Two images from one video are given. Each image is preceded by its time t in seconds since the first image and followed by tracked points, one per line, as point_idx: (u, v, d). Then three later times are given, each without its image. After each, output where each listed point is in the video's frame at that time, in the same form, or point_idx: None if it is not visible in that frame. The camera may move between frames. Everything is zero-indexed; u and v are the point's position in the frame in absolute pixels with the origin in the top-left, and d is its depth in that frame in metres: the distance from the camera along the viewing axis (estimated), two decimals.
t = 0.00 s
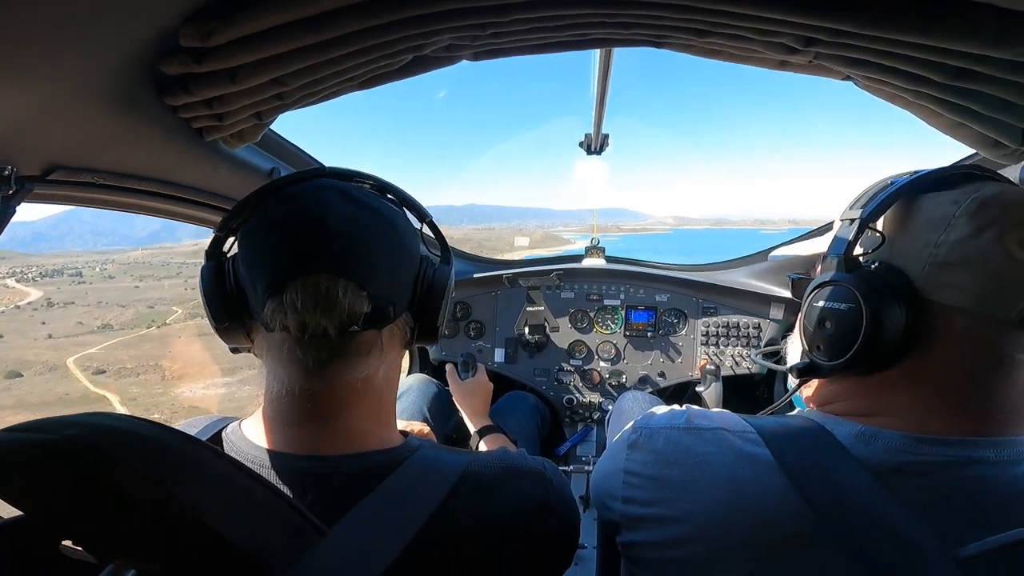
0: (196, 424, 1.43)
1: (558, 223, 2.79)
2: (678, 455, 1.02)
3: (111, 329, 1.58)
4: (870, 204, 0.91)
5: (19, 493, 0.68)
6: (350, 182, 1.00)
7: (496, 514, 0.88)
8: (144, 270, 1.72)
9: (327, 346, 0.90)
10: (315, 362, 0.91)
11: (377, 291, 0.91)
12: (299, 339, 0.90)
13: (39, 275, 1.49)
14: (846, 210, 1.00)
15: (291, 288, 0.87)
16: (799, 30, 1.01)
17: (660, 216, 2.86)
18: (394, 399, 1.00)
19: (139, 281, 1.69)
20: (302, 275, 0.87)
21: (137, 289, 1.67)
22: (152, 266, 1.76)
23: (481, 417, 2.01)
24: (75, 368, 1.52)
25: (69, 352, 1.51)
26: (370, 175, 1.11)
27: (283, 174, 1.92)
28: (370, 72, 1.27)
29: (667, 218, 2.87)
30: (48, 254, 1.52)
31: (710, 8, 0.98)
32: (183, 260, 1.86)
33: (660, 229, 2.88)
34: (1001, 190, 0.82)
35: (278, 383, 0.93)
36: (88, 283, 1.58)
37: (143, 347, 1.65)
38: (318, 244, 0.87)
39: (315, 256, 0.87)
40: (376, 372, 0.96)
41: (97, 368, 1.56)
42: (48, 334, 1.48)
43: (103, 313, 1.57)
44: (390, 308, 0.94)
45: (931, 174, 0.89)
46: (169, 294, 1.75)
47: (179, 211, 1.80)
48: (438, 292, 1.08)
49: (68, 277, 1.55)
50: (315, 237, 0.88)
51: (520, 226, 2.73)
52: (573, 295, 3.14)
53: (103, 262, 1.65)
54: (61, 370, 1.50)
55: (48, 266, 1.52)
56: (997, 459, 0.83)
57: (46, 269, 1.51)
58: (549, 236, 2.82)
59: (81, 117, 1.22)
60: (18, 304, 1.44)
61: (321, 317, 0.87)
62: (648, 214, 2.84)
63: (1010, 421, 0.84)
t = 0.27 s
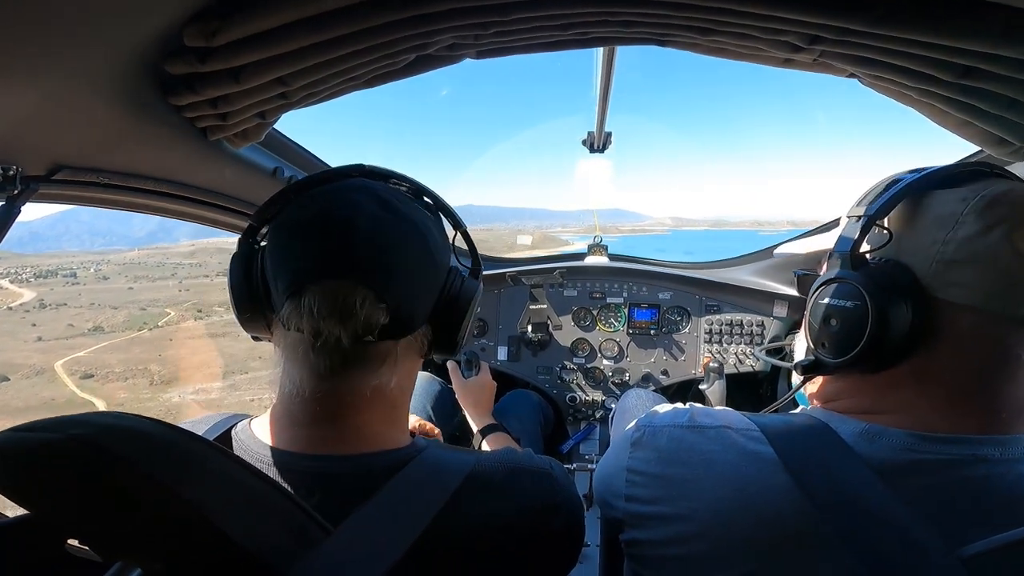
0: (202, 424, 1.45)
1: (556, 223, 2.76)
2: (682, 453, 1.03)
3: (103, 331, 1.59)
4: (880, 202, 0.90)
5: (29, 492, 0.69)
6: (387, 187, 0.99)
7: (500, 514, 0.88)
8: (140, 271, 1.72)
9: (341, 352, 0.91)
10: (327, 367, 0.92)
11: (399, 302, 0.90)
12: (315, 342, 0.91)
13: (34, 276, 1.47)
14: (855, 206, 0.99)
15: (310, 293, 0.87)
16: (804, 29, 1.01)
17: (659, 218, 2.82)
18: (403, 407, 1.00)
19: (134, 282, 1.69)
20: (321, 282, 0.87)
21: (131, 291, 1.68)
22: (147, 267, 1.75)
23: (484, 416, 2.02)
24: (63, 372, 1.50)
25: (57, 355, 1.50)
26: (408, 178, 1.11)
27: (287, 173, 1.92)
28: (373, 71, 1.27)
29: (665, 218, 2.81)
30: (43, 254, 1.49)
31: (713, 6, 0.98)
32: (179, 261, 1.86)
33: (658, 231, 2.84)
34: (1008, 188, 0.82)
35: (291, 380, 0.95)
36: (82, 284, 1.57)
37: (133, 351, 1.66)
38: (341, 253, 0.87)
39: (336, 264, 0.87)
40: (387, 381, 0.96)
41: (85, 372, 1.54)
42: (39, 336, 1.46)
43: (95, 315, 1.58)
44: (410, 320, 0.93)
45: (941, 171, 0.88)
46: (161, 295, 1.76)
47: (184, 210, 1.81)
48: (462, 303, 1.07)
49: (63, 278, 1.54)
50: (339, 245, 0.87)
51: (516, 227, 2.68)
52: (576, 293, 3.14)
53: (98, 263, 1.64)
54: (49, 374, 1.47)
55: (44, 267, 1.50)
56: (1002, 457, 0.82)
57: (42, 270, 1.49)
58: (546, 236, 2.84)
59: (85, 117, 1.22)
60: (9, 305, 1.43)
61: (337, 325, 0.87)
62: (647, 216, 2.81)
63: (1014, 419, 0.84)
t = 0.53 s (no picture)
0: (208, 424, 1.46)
1: (552, 223, 2.75)
2: (687, 452, 1.03)
3: (95, 334, 1.54)
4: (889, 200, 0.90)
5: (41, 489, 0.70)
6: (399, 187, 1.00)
7: (509, 514, 0.90)
8: (134, 271, 1.66)
9: (353, 351, 0.92)
10: (338, 366, 0.92)
11: (410, 301, 0.91)
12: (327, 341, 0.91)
13: (27, 277, 1.41)
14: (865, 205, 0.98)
15: (324, 292, 0.88)
16: (810, 29, 1.01)
17: (657, 219, 2.82)
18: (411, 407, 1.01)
19: (128, 282, 1.63)
20: (334, 280, 0.88)
21: (124, 292, 1.61)
22: (142, 268, 1.69)
23: (486, 415, 2.01)
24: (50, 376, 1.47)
25: (46, 359, 1.45)
26: (418, 178, 1.12)
27: (293, 173, 1.93)
28: (378, 71, 1.28)
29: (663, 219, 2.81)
30: (37, 253, 1.41)
31: (720, 7, 0.98)
32: (175, 262, 1.79)
33: (656, 232, 2.86)
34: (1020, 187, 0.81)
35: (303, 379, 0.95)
36: (77, 284, 1.51)
37: (124, 355, 1.62)
38: (354, 251, 0.88)
39: (349, 263, 0.88)
40: (396, 381, 0.97)
41: (72, 375, 1.51)
42: (28, 339, 1.42)
43: (87, 317, 1.52)
44: (421, 320, 0.94)
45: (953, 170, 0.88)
46: (161, 295, 1.73)
47: (190, 210, 1.82)
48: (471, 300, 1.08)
49: (56, 279, 1.47)
50: (352, 244, 0.88)
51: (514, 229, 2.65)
52: (580, 292, 3.14)
53: (93, 262, 1.57)
54: (36, 378, 1.45)
55: (37, 267, 1.42)
56: (1007, 457, 0.82)
57: (36, 270, 1.42)
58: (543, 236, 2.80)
59: (92, 117, 1.23)
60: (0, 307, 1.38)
61: (349, 324, 0.88)
62: (644, 217, 2.81)
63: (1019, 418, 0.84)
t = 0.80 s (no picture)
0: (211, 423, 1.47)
1: (551, 225, 2.74)
2: (689, 454, 1.03)
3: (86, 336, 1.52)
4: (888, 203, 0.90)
5: (46, 488, 0.70)
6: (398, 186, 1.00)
7: (511, 515, 0.89)
8: (127, 273, 1.64)
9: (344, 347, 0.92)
10: (330, 362, 0.93)
11: (400, 300, 0.90)
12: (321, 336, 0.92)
13: (20, 278, 1.40)
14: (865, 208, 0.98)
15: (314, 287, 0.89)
16: (813, 29, 1.01)
17: (655, 219, 2.85)
18: (409, 410, 0.99)
19: (121, 285, 1.62)
20: (324, 275, 0.89)
21: (115, 294, 1.60)
22: (137, 269, 1.68)
23: (490, 415, 2.02)
24: (37, 380, 1.46)
25: (32, 363, 1.46)
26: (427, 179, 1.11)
27: (297, 173, 1.93)
28: (381, 71, 1.28)
29: (662, 220, 2.85)
30: (34, 254, 1.42)
31: (723, 7, 0.98)
32: (170, 262, 1.78)
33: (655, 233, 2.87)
34: (1019, 188, 0.81)
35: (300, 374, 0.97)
36: (70, 286, 1.51)
37: (112, 359, 1.58)
38: (344, 247, 0.89)
39: (340, 259, 0.89)
40: (389, 381, 0.96)
41: (59, 380, 1.48)
42: (19, 342, 1.44)
43: (78, 319, 1.51)
44: (412, 319, 0.93)
45: (953, 173, 0.87)
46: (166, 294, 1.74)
47: (195, 210, 1.83)
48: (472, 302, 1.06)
49: (50, 280, 1.47)
50: (343, 240, 0.89)
51: (513, 230, 2.64)
52: (584, 293, 3.14)
53: (87, 264, 1.57)
54: (23, 382, 1.45)
55: (31, 269, 1.42)
56: (1011, 460, 0.82)
57: (29, 271, 1.41)
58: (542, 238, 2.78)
59: (97, 116, 1.24)
60: None
61: (338, 320, 0.88)
62: (643, 218, 2.83)
63: None
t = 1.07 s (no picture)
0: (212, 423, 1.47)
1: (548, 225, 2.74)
2: (685, 457, 1.03)
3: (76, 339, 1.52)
4: (874, 207, 0.92)
5: (45, 486, 0.71)
6: (375, 181, 0.99)
7: (508, 516, 0.89)
8: (122, 274, 1.65)
9: (315, 338, 0.93)
10: (304, 353, 0.95)
11: (355, 289, 0.89)
12: (297, 326, 0.94)
13: (14, 279, 1.40)
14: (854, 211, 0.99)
15: (275, 275, 0.90)
16: (814, 30, 1.01)
17: (654, 220, 2.85)
18: (385, 413, 0.96)
19: (115, 285, 1.62)
20: (287, 264, 0.90)
21: (109, 296, 1.60)
22: (131, 270, 1.68)
23: (491, 416, 2.02)
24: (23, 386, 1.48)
25: (20, 367, 1.48)
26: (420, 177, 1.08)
27: (298, 173, 1.94)
28: (382, 71, 1.28)
29: (660, 221, 2.85)
30: (30, 255, 1.41)
31: (723, 7, 0.98)
32: (166, 263, 1.78)
33: (654, 233, 2.88)
34: (1010, 187, 0.80)
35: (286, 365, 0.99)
36: (63, 287, 1.52)
37: (101, 363, 1.58)
38: (307, 236, 0.90)
39: (302, 247, 0.90)
40: (356, 379, 0.94)
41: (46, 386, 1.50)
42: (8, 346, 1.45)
43: (69, 322, 1.51)
44: (369, 312, 0.91)
45: (943, 172, 0.88)
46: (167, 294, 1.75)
47: (196, 209, 1.84)
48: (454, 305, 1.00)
49: (44, 281, 1.47)
50: (306, 229, 0.90)
51: (512, 230, 2.65)
52: (585, 293, 3.14)
53: (83, 265, 1.57)
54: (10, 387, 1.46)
55: (26, 270, 1.42)
56: (1008, 463, 0.81)
57: (23, 272, 1.41)
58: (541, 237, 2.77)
59: (99, 116, 1.24)
60: None
61: (296, 308, 0.89)
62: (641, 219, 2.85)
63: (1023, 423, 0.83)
